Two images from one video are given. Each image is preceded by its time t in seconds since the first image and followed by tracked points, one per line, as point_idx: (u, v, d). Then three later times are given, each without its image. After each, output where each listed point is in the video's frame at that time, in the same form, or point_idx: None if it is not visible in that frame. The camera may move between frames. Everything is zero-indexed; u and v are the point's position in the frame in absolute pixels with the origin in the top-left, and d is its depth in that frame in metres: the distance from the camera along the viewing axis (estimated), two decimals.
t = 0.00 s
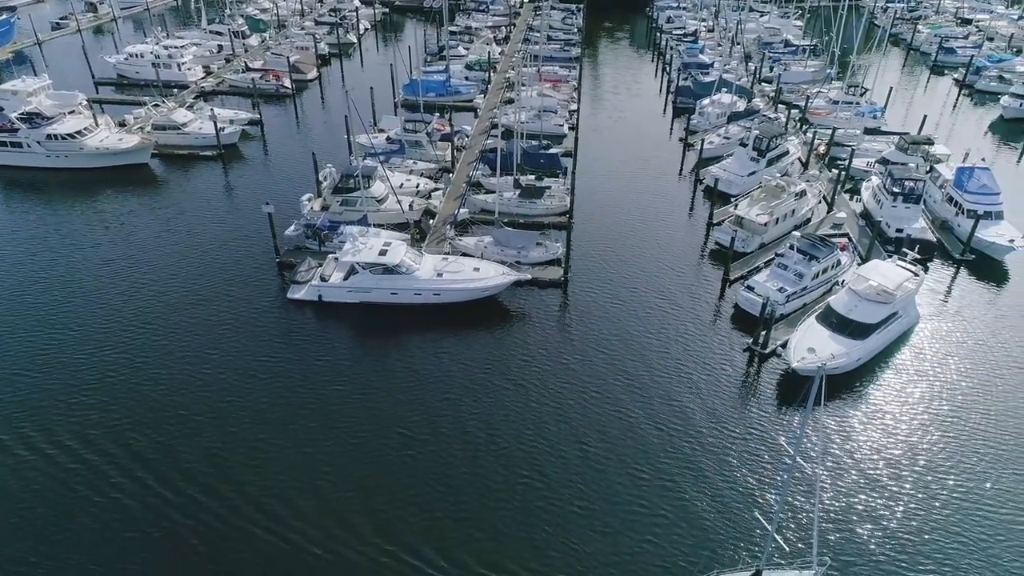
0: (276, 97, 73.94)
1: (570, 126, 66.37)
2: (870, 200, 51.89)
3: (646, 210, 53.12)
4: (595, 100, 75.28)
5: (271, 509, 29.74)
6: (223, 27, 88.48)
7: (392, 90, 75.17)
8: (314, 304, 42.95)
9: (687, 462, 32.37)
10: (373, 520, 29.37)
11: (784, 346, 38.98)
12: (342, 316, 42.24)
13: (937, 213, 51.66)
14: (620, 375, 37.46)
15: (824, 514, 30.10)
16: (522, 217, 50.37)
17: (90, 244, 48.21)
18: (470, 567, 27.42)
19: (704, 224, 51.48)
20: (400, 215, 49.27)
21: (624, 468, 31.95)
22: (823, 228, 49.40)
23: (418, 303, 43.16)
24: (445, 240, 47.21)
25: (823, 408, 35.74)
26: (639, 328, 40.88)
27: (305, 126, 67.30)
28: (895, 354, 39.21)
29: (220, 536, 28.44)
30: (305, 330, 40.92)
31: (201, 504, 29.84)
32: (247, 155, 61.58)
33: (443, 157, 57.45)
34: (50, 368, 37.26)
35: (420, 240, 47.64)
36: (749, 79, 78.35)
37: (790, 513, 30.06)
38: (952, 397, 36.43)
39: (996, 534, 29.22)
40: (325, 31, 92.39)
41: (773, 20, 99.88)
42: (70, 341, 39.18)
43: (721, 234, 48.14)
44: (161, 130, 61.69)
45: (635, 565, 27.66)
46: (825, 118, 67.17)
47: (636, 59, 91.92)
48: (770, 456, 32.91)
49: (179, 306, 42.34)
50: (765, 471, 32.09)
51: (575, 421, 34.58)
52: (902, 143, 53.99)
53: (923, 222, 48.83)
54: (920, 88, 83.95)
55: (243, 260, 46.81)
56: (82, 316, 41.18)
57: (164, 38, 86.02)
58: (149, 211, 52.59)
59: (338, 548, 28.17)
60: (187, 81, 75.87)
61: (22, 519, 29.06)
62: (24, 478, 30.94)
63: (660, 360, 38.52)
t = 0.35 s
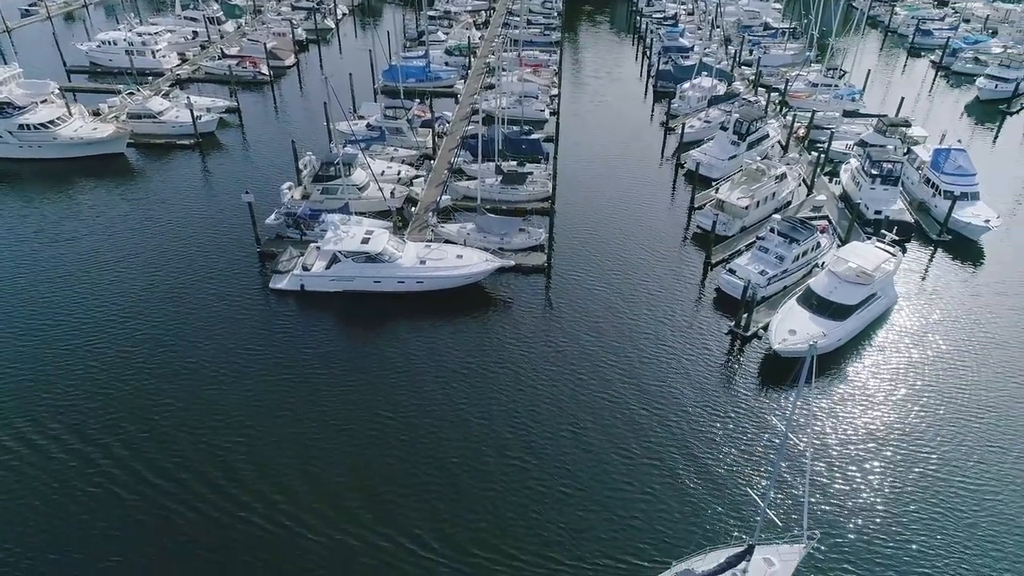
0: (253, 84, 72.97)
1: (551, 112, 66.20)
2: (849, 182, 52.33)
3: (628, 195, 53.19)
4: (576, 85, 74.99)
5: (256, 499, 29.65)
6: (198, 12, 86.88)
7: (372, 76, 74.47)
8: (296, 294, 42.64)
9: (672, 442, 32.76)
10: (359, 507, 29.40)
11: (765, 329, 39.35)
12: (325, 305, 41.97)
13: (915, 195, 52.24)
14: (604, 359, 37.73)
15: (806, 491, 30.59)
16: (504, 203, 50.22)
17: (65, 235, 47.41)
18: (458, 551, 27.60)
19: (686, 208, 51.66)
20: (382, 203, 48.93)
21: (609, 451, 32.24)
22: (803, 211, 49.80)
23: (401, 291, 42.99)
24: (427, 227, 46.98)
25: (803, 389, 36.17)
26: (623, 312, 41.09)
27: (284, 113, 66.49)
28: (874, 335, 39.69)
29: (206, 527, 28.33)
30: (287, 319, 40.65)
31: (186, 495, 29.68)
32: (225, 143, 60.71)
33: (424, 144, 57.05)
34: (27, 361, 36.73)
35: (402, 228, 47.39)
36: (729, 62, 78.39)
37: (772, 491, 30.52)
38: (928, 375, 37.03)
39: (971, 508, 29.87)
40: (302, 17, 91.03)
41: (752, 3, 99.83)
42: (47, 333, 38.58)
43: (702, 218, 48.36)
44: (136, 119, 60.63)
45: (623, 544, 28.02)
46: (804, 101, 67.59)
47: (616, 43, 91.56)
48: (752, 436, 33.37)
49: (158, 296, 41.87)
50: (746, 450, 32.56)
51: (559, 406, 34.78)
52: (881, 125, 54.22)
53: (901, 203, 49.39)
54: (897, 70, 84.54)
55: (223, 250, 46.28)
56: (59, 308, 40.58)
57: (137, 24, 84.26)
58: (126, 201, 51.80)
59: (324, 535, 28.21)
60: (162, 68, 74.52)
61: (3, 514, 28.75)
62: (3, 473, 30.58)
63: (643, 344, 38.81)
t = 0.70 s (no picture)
0: (232, 82, 72.21)
1: (533, 107, 66.15)
2: (829, 175, 52.80)
3: (611, 190, 53.29)
4: (558, 80, 74.90)
5: (241, 499, 29.42)
6: (174, 9, 85.80)
7: (352, 73, 73.93)
8: (279, 293, 42.30)
9: (657, 434, 32.98)
10: (345, 505, 29.27)
11: (748, 322, 39.66)
12: (308, 304, 41.73)
13: (893, 186, 52.80)
14: (589, 353, 37.89)
15: (788, 480, 30.88)
16: (488, 199, 50.12)
17: (42, 237, 46.70)
18: (446, 546, 27.59)
19: (669, 202, 51.87)
20: (364, 200, 48.64)
21: (595, 443, 32.43)
22: (784, 204, 50.18)
23: (385, 289, 42.82)
24: (410, 225, 46.79)
25: (786, 380, 36.47)
26: (607, 305, 41.27)
27: (264, 111, 65.90)
28: (855, 326, 40.10)
29: (190, 529, 28.06)
30: (270, 319, 40.32)
31: (170, 498, 29.36)
32: (204, 142, 60.03)
33: (405, 141, 56.78)
34: (5, 364, 36.17)
35: (385, 225, 47.16)
36: (709, 57, 78.74)
37: (757, 480, 30.82)
38: (908, 364, 37.51)
39: (950, 493, 30.32)
40: (281, 13, 90.08)
41: None
42: (25, 336, 38.01)
43: (684, 212, 48.55)
44: (113, 118, 59.80)
45: (611, 534, 28.18)
46: (784, 94, 68.06)
47: (597, 37, 91.52)
48: (737, 427, 33.64)
49: (138, 298, 41.39)
50: (731, 441, 32.80)
51: (546, 399, 34.92)
52: (859, 118, 54.98)
53: (879, 195, 49.93)
54: (875, 63, 85.28)
55: (204, 250, 45.81)
56: (36, 310, 39.98)
57: (113, 21, 83.09)
58: (105, 202, 51.13)
59: (311, 533, 28.08)
60: (139, 66, 73.55)
61: None
62: None
63: (628, 337, 39.00)
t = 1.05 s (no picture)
0: (211, 84, 71.53)
1: (515, 108, 66.16)
2: (809, 172, 53.30)
3: (594, 189, 53.45)
4: (540, 80, 74.96)
5: (227, 502, 29.20)
6: (151, 12, 84.87)
7: (333, 74, 73.56)
8: (262, 297, 41.93)
9: (644, 430, 33.14)
10: (333, 507, 29.15)
11: (731, 319, 39.88)
12: (291, 307, 41.43)
13: (872, 183, 53.38)
14: (575, 351, 38.01)
15: (771, 474, 31.12)
16: (471, 200, 50.07)
17: (19, 243, 45.97)
18: (435, 546, 27.55)
19: (651, 200, 52.08)
20: (347, 202, 48.36)
21: (582, 440, 32.52)
22: (765, 201, 50.55)
23: (368, 292, 42.58)
24: (394, 227, 46.59)
25: (769, 376, 36.66)
26: (592, 304, 41.40)
27: (244, 114, 65.36)
28: (837, 322, 40.43)
29: (177, 534, 27.81)
30: (253, 323, 39.99)
31: (155, 503, 29.09)
32: (184, 146, 59.44)
33: (388, 142, 56.57)
34: None
35: (368, 228, 46.92)
36: (689, 56, 79.13)
37: (743, 475, 31.03)
38: (889, 358, 37.90)
39: (932, 484, 30.67)
40: (260, 15, 89.41)
41: None
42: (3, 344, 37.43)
43: (667, 211, 48.73)
44: (91, 122, 59.00)
45: (599, 531, 28.27)
46: (764, 93, 68.58)
47: (578, 37, 91.69)
48: (723, 422, 33.86)
49: (118, 303, 40.88)
50: (717, 436, 33.00)
51: (532, 397, 34.96)
52: (838, 116, 55.94)
53: (859, 192, 50.45)
54: (853, 61, 86.13)
55: (186, 253, 45.40)
56: (13, 318, 39.36)
57: (89, 24, 82.03)
58: (83, 207, 50.45)
59: (298, 536, 27.90)
60: (116, 69, 72.67)
61: None
62: None
63: (615, 335, 39.13)
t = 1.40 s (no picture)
0: (188, 87, 70.82)
1: (496, 108, 66.16)
2: (788, 169, 53.78)
3: (577, 188, 53.58)
4: (520, 80, 74.95)
5: (212, 507, 28.96)
6: (127, 14, 83.83)
7: (312, 76, 73.13)
8: (243, 301, 41.55)
9: (629, 426, 33.32)
10: (319, 509, 28.99)
11: (714, 316, 40.11)
12: (273, 311, 41.11)
13: (850, 179, 53.96)
14: (560, 349, 38.11)
15: (756, 469, 31.34)
16: (454, 201, 49.98)
17: None
18: (422, 546, 27.48)
19: (633, 199, 52.28)
20: (329, 205, 48.07)
21: (566, 438, 32.57)
22: (745, 198, 50.95)
23: (352, 295, 42.33)
24: (376, 229, 46.38)
25: (752, 371, 36.95)
26: (576, 302, 41.49)
27: (222, 116, 64.76)
28: (818, 317, 40.78)
29: (161, 541, 27.54)
30: (235, 327, 39.64)
31: (138, 510, 28.78)
32: (163, 149, 58.78)
33: (368, 144, 56.34)
34: None
35: (350, 230, 46.67)
36: (668, 55, 79.54)
37: (728, 470, 31.19)
38: (869, 351, 38.32)
39: (911, 474, 31.09)
40: (237, 17, 88.58)
41: None
42: None
43: (648, 209, 48.92)
44: (66, 126, 58.09)
45: (586, 526, 28.39)
46: (743, 91, 69.09)
47: (558, 37, 91.81)
48: (707, 417, 34.11)
49: (96, 309, 40.30)
50: (702, 431, 33.22)
51: (516, 396, 34.96)
52: (815, 114, 56.47)
53: (837, 188, 51.02)
54: (829, 58, 87.06)
55: (165, 258, 44.92)
56: None
57: (62, 27, 80.84)
58: (59, 212, 49.69)
59: (283, 540, 27.71)
60: (91, 73, 71.67)
61: None
62: None
63: (599, 332, 39.30)
